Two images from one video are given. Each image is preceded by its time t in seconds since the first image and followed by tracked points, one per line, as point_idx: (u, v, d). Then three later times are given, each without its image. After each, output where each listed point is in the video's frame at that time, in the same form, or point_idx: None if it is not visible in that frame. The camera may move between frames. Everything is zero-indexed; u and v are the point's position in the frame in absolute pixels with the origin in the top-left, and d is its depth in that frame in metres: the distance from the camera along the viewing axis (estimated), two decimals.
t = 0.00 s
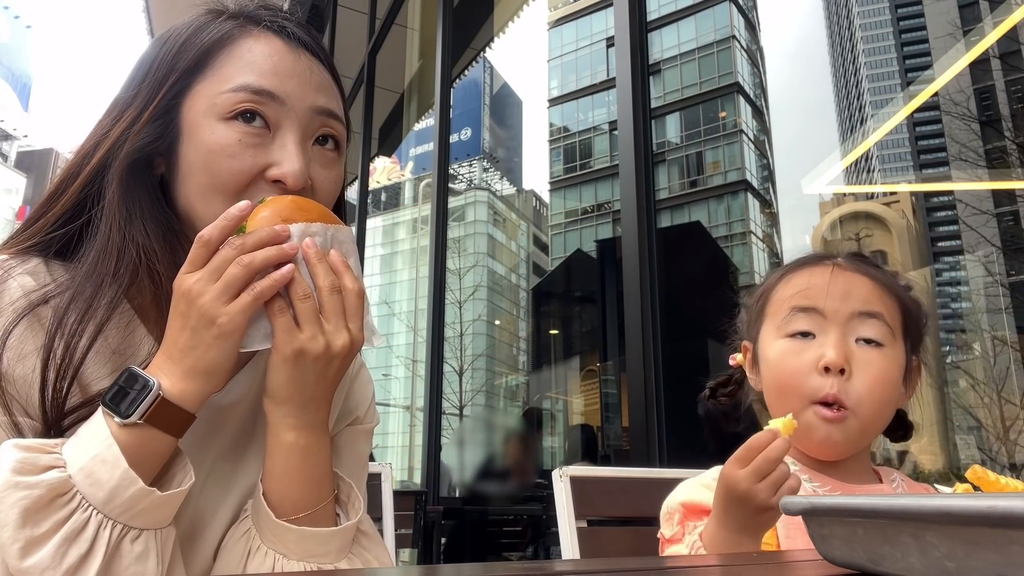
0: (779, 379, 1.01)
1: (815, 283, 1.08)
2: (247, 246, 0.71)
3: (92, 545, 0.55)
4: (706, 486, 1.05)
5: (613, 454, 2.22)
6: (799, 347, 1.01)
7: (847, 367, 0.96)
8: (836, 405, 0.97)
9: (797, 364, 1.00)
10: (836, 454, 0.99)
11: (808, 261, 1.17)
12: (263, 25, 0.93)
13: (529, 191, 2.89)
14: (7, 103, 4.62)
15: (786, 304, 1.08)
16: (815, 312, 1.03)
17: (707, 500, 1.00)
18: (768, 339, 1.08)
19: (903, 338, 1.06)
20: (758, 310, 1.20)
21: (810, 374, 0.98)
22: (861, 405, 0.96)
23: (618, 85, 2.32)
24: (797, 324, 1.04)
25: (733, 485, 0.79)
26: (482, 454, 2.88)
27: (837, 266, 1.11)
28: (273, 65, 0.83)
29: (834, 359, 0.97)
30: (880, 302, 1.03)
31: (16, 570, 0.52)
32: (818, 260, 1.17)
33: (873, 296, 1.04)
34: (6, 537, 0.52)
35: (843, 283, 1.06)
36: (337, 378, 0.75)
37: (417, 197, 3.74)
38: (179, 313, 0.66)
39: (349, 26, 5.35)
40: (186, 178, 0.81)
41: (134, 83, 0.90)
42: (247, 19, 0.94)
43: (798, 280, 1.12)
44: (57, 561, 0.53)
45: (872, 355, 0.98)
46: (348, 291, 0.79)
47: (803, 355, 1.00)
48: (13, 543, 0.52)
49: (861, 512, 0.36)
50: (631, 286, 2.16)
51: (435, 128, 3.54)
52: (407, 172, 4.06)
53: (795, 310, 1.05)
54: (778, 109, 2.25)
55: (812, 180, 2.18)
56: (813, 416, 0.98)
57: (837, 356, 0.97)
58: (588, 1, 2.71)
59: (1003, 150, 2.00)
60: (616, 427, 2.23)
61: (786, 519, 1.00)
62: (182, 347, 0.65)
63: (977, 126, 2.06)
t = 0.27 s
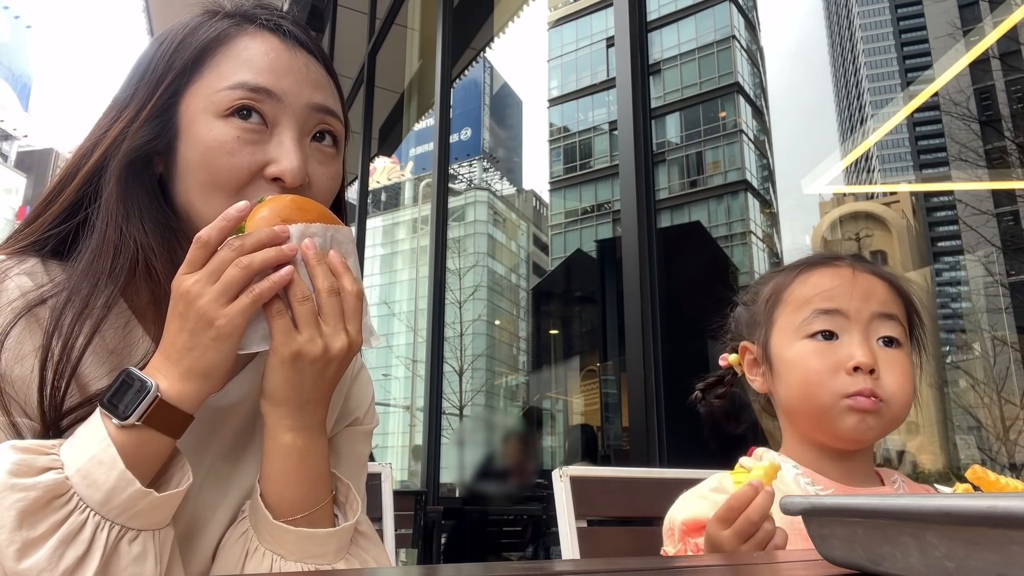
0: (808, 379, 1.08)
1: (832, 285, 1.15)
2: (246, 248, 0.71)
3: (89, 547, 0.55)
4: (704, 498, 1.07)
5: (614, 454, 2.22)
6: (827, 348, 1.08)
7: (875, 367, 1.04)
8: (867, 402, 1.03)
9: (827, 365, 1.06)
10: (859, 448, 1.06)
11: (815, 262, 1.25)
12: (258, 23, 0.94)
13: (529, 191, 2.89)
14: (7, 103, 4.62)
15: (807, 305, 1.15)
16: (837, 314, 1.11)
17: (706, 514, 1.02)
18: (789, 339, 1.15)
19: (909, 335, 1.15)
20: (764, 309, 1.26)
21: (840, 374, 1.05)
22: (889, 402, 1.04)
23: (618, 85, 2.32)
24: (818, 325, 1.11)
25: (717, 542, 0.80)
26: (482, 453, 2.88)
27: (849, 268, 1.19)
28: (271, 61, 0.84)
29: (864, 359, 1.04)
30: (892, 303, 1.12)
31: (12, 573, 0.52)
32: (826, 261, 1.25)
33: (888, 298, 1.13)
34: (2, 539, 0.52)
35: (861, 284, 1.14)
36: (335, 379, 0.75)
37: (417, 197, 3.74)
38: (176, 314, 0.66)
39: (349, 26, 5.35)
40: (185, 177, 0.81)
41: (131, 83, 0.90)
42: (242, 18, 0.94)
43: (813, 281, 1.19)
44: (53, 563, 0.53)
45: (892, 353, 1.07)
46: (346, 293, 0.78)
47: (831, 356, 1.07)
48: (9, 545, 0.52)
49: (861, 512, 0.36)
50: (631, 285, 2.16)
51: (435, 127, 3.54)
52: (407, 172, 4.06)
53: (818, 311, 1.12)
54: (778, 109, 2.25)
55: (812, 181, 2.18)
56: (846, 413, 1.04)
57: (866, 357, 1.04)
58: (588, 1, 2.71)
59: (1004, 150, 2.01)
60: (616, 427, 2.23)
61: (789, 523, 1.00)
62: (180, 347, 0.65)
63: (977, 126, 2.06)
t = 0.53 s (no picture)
0: (815, 384, 1.07)
1: (836, 288, 1.15)
2: (242, 248, 0.71)
3: (84, 549, 0.55)
4: (704, 502, 1.07)
5: (614, 454, 2.22)
6: (834, 352, 1.08)
7: (883, 371, 1.03)
8: (874, 406, 1.03)
9: (834, 369, 1.06)
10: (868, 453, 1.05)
11: (817, 265, 1.25)
12: (252, 21, 0.94)
13: (529, 191, 2.89)
14: (7, 103, 4.62)
15: (813, 308, 1.15)
16: (843, 318, 1.11)
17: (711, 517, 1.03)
18: (794, 343, 1.14)
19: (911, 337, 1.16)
20: (767, 311, 1.26)
21: (847, 378, 1.04)
22: (895, 406, 1.03)
23: (618, 85, 2.32)
24: (824, 328, 1.11)
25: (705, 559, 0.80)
26: (482, 453, 2.89)
27: (853, 270, 1.19)
28: (267, 57, 0.84)
29: (871, 363, 1.03)
30: (895, 305, 1.13)
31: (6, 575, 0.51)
32: (829, 263, 1.25)
33: (893, 301, 1.14)
34: None
35: (866, 287, 1.14)
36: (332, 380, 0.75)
37: (417, 197, 3.74)
38: (172, 315, 0.66)
39: (349, 26, 5.35)
40: (181, 175, 0.81)
41: (127, 83, 0.90)
42: (236, 15, 0.94)
43: (815, 284, 1.19)
44: (47, 565, 0.52)
45: (897, 357, 1.07)
46: (343, 293, 0.78)
47: (837, 360, 1.06)
48: (3, 547, 0.52)
49: (862, 513, 0.36)
50: (631, 285, 2.16)
51: (435, 127, 3.54)
52: (407, 172, 4.06)
53: (824, 315, 1.12)
54: (778, 109, 2.25)
55: (812, 180, 2.18)
56: (854, 418, 1.03)
57: (874, 361, 1.04)
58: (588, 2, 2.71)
59: (1003, 150, 2.01)
60: (616, 427, 2.23)
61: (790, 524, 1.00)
62: (177, 348, 0.65)
63: (977, 126, 2.06)
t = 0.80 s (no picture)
0: (819, 387, 1.07)
1: (837, 289, 1.16)
2: (240, 252, 0.70)
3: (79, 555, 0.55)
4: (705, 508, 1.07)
5: (614, 454, 2.22)
6: (837, 354, 1.08)
7: (886, 373, 1.04)
8: (878, 408, 1.04)
9: (837, 372, 1.06)
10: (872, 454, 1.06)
11: (815, 265, 1.25)
12: (248, 19, 0.94)
13: (530, 191, 2.89)
14: (7, 103, 4.63)
15: (814, 310, 1.15)
16: (845, 319, 1.11)
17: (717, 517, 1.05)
18: (796, 345, 1.14)
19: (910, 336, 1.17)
20: (767, 312, 1.26)
21: (851, 382, 1.05)
22: (898, 408, 1.04)
23: (618, 85, 2.32)
24: (826, 330, 1.11)
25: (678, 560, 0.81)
26: (482, 453, 2.89)
27: (853, 270, 1.19)
28: (264, 55, 0.84)
29: (875, 366, 1.04)
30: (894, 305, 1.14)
31: None
32: (827, 263, 1.25)
33: (893, 302, 1.15)
34: None
35: (867, 287, 1.15)
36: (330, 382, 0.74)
37: (417, 197, 3.74)
38: (168, 319, 0.66)
39: (349, 26, 5.35)
40: (180, 175, 0.81)
41: (125, 84, 0.90)
42: (232, 14, 0.94)
43: (815, 285, 1.19)
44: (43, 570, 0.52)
45: (899, 358, 1.08)
46: (342, 296, 0.77)
47: (841, 364, 1.07)
48: None
49: (862, 512, 0.36)
50: (631, 285, 2.16)
51: (435, 128, 3.54)
52: (407, 172, 4.06)
53: (825, 316, 1.12)
54: (778, 109, 2.25)
55: (812, 180, 2.18)
56: (858, 420, 1.04)
57: (877, 363, 1.04)
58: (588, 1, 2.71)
59: (1003, 150, 2.01)
60: (616, 427, 2.23)
61: (792, 527, 1.00)
62: (174, 352, 0.64)
63: (977, 126, 2.06)
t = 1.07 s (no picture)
0: (819, 385, 1.07)
1: (836, 287, 1.15)
2: (240, 256, 0.69)
3: (78, 560, 0.55)
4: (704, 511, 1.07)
5: (614, 454, 2.22)
6: (837, 352, 1.07)
7: (887, 370, 1.04)
8: (879, 405, 1.03)
9: (837, 370, 1.06)
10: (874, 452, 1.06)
11: (813, 262, 1.25)
12: (245, 18, 0.94)
13: (529, 191, 2.89)
14: (7, 103, 4.64)
15: (813, 308, 1.15)
16: (844, 316, 1.11)
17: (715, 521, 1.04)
18: (797, 344, 1.14)
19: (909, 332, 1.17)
20: (766, 311, 1.26)
21: (852, 379, 1.04)
22: (900, 405, 1.04)
23: (618, 85, 2.32)
24: (825, 328, 1.11)
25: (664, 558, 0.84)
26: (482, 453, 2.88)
27: (851, 267, 1.20)
28: (263, 53, 0.85)
29: (876, 362, 1.03)
30: (893, 301, 1.13)
31: None
32: (826, 260, 1.25)
33: (892, 299, 1.14)
34: None
35: (865, 284, 1.15)
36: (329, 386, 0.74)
37: (417, 197, 3.74)
38: (167, 324, 0.65)
39: (349, 26, 5.35)
40: (179, 174, 0.81)
41: (125, 83, 0.90)
42: (229, 13, 0.95)
43: (814, 283, 1.19)
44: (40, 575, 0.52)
45: (899, 354, 1.08)
46: (343, 299, 0.77)
47: (841, 362, 1.06)
48: None
49: (862, 512, 0.36)
50: (631, 285, 2.16)
51: (435, 128, 3.54)
52: (407, 172, 4.06)
53: (825, 314, 1.12)
54: (778, 109, 2.24)
55: (812, 180, 2.18)
56: (859, 418, 1.03)
57: (878, 360, 1.04)
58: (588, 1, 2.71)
59: (1003, 150, 2.01)
60: (616, 427, 2.23)
61: (792, 530, 1.00)
62: (172, 356, 0.64)
63: (977, 126, 2.06)
